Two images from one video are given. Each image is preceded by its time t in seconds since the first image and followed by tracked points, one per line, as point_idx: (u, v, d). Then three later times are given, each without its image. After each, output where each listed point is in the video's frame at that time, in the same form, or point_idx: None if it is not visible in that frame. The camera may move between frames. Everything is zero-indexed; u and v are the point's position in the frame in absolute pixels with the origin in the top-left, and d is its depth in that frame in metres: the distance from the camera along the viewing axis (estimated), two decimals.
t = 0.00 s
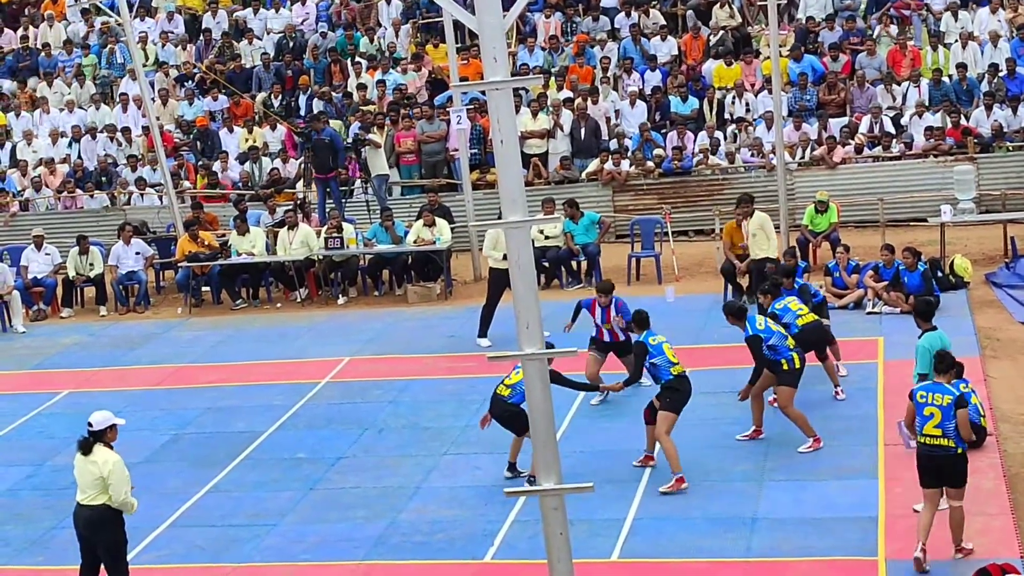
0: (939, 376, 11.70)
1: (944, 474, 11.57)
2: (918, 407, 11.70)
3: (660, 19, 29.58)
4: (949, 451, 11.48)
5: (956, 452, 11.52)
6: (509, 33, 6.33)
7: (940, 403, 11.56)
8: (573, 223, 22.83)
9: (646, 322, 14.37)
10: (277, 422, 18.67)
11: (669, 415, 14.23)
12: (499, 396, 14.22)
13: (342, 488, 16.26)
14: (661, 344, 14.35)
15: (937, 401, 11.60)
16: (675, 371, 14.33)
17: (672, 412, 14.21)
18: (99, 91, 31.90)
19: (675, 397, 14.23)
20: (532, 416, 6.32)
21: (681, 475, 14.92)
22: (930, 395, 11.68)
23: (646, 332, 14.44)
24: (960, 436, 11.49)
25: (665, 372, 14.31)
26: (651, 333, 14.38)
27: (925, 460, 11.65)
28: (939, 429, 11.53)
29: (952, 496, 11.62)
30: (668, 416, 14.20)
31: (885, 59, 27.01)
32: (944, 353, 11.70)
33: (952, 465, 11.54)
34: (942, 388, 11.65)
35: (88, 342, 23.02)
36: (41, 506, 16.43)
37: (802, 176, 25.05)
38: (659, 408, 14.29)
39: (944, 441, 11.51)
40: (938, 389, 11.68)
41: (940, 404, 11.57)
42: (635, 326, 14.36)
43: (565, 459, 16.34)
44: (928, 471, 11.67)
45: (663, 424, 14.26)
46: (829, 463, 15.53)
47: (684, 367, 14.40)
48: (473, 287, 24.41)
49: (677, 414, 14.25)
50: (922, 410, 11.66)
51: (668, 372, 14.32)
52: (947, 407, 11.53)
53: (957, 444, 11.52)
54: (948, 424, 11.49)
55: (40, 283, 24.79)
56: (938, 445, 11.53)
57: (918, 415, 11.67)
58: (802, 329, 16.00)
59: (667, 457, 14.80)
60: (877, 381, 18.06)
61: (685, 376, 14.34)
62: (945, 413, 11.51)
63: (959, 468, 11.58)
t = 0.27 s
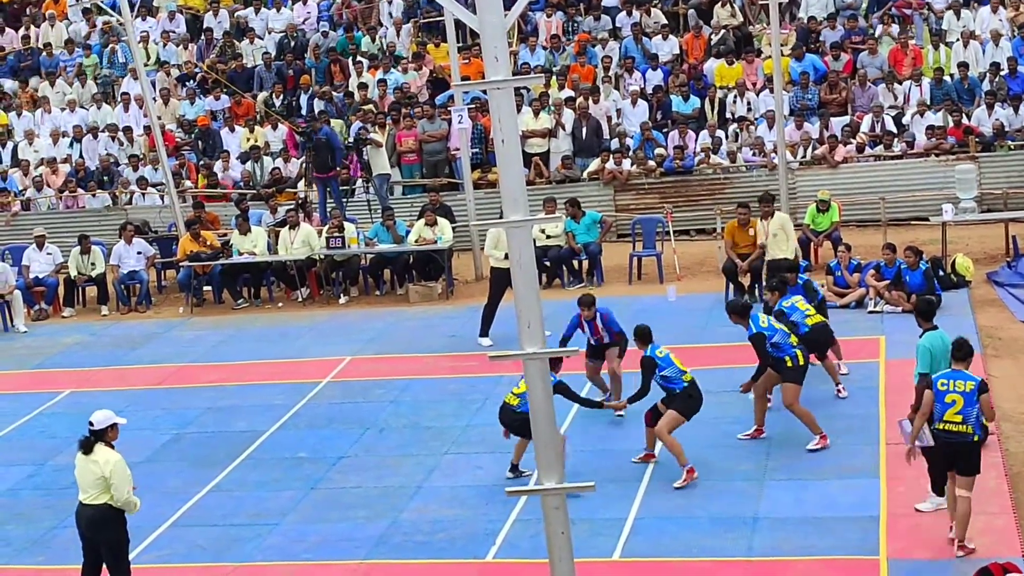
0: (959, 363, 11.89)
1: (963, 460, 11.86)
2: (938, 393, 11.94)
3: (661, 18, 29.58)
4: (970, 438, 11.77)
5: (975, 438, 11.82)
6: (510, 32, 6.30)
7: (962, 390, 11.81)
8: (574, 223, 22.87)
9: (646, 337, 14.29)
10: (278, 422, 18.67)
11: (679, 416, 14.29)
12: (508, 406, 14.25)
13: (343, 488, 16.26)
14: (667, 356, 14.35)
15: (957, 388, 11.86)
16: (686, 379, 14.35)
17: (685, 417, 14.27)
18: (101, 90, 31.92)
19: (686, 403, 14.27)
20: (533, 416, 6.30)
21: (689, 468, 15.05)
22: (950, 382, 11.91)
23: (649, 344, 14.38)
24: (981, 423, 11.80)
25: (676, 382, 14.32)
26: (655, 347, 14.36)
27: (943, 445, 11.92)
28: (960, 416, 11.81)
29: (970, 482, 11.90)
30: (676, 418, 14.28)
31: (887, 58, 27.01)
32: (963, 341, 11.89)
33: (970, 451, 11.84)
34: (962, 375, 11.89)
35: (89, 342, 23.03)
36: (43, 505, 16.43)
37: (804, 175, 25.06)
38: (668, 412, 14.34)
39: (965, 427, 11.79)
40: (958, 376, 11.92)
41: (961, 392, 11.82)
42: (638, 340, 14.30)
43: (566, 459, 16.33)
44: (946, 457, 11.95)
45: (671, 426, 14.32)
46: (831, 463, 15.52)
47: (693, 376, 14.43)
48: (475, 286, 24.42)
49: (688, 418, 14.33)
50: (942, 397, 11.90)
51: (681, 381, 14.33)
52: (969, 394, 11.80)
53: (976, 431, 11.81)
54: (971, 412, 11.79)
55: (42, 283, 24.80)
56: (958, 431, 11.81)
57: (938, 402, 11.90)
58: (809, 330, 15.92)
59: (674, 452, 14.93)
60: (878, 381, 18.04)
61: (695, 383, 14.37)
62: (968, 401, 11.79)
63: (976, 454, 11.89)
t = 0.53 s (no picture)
0: (966, 355, 12.18)
1: (972, 451, 12.11)
2: (946, 385, 12.21)
3: (661, 17, 29.59)
4: (979, 429, 12.04)
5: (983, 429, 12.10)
6: (509, 31, 6.30)
7: (970, 381, 12.09)
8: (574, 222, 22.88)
9: (680, 334, 14.10)
10: (279, 421, 18.67)
11: (703, 420, 14.33)
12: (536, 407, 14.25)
13: (344, 488, 16.25)
14: (702, 356, 14.29)
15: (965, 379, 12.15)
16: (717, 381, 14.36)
17: (711, 419, 14.32)
18: (102, 90, 31.93)
19: (713, 405, 14.31)
20: (534, 416, 6.29)
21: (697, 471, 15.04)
22: (958, 374, 12.20)
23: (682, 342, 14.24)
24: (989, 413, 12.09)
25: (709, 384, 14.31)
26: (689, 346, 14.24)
27: (952, 436, 12.19)
28: (969, 407, 12.08)
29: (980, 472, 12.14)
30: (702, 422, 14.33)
31: (888, 57, 27.02)
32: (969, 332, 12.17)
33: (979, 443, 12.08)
34: (970, 367, 12.18)
35: (90, 342, 23.04)
36: (43, 505, 16.43)
37: (805, 175, 25.08)
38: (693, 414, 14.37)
39: (973, 418, 12.06)
40: (967, 368, 12.21)
41: (970, 383, 12.11)
42: (669, 337, 14.18)
43: (566, 459, 16.33)
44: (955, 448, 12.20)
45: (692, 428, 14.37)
46: (832, 463, 15.50)
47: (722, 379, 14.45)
48: (475, 285, 24.41)
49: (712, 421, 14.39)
50: (951, 389, 12.17)
51: (712, 382, 14.32)
52: (977, 385, 12.09)
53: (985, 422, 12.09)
54: (979, 402, 12.08)
55: (42, 282, 24.80)
56: (965, 423, 12.09)
57: (946, 393, 12.18)
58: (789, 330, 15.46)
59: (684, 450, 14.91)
60: (880, 380, 18.02)
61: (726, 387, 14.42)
62: (976, 392, 12.08)
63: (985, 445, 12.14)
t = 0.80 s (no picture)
0: (971, 344, 12.35)
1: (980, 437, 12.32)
2: (953, 374, 12.41)
3: (661, 17, 29.60)
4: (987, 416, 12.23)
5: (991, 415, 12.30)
6: (509, 31, 6.30)
7: (975, 369, 12.27)
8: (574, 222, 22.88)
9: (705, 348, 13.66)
10: (278, 421, 18.67)
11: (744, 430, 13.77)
12: (609, 425, 13.63)
13: (344, 488, 16.25)
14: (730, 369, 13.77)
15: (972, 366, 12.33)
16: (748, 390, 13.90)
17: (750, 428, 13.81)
18: (101, 89, 31.95)
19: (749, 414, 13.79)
20: (534, 416, 6.29)
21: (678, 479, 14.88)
22: (965, 362, 12.39)
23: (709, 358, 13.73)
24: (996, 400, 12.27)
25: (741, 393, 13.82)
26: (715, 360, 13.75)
27: (960, 424, 12.39)
28: (976, 395, 12.28)
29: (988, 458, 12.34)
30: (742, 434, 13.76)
31: (888, 56, 27.00)
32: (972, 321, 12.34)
33: (987, 429, 12.30)
34: (976, 355, 12.36)
35: (90, 341, 23.04)
36: (43, 505, 16.42)
37: (804, 174, 25.07)
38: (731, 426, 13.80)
39: (981, 406, 12.26)
40: (973, 356, 12.38)
41: (976, 370, 12.29)
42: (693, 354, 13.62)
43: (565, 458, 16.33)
44: (964, 436, 12.40)
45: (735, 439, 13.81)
46: (832, 462, 15.50)
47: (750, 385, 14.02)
48: (475, 285, 24.41)
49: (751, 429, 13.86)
50: (958, 377, 12.37)
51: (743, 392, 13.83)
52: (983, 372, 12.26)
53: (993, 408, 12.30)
54: (985, 390, 12.25)
55: (42, 282, 24.80)
56: (975, 410, 12.29)
57: (953, 382, 12.38)
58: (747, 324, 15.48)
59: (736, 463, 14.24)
60: (879, 380, 18.02)
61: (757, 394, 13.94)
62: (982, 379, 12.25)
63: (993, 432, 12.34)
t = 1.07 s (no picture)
0: (980, 336, 12.39)
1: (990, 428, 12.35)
2: (963, 365, 12.37)
3: (660, 16, 29.60)
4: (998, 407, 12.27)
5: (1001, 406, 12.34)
6: (508, 31, 6.31)
7: (987, 361, 12.25)
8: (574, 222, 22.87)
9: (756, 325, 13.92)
10: (278, 421, 18.67)
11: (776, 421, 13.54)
12: (688, 442, 12.73)
13: (343, 487, 16.25)
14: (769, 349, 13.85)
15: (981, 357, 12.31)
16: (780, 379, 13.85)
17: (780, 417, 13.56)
18: (100, 89, 31.97)
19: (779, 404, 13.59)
20: (533, 416, 6.28)
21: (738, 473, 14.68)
22: (974, 353, 12.36)
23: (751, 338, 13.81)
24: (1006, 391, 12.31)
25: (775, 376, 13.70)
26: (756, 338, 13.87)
27: (969, 415, 12.38)
28: (987, 386, 12.28)
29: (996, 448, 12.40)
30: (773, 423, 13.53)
31: (886, 56, 27.01)
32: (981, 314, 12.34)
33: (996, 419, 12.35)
34: (985, 347, 12.35)
35: (89, 341, 23.04)
36: (43, 505, 16.42)
37: (803, 174, 25.08)
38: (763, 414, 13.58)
39: (992, 397, 12.28)
40: (983, 348, 12.37)
41: (986, 362, 12.28)
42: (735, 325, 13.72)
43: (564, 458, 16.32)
44: (973, 427, 12.39)
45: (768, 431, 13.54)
46: (831, 462, 15.50)
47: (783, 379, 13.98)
48: (474, 285, 24.42)
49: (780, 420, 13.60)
50: (967, 368, 12.35)
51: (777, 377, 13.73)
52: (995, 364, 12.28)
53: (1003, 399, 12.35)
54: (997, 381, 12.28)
55: (41, 282, 24.80)
56: (985, 401, 12.30)
57: (964, 373, 12.35)
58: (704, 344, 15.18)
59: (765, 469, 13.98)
60: (878, 380, 18.02)
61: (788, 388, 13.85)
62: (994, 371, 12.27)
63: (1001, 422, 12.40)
